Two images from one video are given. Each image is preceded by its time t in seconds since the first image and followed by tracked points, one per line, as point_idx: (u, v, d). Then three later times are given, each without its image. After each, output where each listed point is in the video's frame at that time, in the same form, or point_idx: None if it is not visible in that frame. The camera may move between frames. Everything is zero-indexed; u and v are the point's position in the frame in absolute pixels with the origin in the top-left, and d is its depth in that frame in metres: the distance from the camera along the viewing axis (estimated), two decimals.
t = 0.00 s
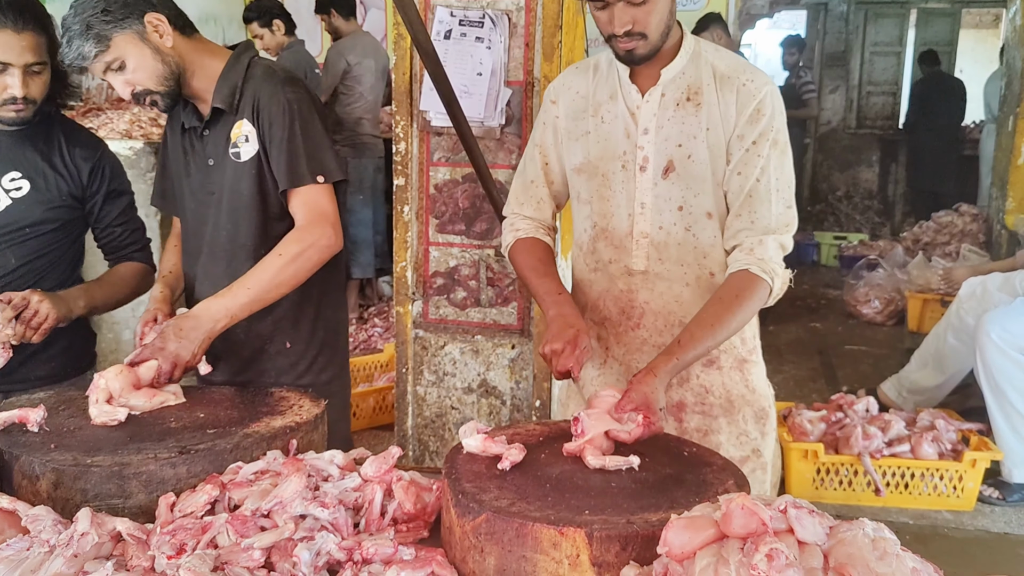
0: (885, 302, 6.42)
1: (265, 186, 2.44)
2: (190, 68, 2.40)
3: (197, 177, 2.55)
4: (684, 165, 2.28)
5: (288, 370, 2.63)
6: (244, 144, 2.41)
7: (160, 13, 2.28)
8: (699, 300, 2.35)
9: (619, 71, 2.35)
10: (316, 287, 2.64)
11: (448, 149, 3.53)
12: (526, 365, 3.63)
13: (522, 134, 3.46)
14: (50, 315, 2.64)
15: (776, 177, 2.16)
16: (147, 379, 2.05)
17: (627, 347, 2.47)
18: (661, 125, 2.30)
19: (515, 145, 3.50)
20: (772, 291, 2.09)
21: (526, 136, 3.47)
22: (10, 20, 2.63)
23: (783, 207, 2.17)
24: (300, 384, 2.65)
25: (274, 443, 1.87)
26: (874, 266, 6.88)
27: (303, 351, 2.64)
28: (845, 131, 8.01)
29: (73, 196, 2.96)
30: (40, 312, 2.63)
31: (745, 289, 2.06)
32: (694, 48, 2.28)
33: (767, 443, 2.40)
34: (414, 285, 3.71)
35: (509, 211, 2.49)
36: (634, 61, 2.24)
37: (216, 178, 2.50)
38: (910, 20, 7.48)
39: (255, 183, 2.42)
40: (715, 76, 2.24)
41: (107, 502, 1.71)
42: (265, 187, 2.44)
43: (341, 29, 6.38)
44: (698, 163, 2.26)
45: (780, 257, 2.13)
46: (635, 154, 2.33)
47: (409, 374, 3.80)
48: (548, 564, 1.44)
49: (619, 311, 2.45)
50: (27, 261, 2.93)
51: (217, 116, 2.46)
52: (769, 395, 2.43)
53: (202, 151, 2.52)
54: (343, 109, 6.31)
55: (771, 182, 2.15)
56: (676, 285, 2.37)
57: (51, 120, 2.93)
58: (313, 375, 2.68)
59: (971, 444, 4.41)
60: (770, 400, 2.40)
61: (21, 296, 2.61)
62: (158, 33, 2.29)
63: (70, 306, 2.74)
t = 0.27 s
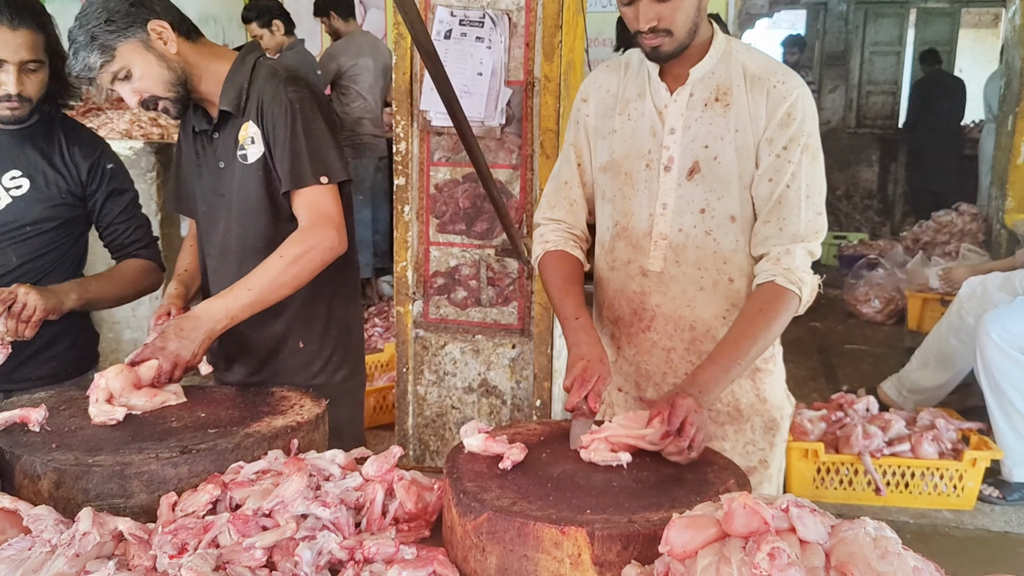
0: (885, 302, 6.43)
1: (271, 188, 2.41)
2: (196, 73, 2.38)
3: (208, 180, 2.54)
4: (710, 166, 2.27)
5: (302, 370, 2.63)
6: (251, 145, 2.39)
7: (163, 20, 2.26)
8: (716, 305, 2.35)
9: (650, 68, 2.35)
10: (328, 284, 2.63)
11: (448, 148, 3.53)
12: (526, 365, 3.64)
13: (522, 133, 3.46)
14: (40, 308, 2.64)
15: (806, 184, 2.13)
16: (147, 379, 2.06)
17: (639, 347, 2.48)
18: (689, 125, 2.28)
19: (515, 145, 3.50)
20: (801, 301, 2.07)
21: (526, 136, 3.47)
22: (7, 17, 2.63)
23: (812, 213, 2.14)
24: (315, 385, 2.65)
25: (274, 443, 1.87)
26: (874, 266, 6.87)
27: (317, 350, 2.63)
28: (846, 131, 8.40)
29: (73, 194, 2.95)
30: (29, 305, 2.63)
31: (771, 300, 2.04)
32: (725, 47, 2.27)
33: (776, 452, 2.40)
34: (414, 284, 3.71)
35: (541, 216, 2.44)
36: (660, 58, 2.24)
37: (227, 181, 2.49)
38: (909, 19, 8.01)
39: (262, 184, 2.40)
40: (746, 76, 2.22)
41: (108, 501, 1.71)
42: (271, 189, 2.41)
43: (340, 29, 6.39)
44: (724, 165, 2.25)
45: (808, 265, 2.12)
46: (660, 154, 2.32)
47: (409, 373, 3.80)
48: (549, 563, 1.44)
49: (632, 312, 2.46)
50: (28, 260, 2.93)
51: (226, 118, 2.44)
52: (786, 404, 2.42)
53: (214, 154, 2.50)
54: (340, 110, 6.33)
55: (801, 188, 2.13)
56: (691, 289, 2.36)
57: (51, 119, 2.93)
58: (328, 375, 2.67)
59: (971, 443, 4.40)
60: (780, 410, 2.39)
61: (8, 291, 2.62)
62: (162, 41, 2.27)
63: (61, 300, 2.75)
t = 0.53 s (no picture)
0: (884, 302, 6.42)
1: (281, 192, 2.42)
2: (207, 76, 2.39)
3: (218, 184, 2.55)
4: (716, 168, 2.26)
5: (313, 373, 2.62)
6: (261, 150, 2.39)
7: (173, 24, 2.26)
8: (719, 307, 2.34)
9: (659, 70, 2.36)
10: (339, 290, 2.64)
11: (448, 149, 3.53)
12: (526, 365, 3.64)
13: (522, 134, 3.47)
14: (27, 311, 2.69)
15: (813, 185, 2.11)
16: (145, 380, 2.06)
17: (642, 348, 2.49)
18: (696, 127, 2.28)
19: (515, 145, 3.50)
20: (804, 305, 2.06)
21: (526, 136, 3.47)
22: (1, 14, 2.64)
23: (822, 215, 2.12)
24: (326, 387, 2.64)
25: (274, 444, 1.87)
26: (874, 266, 6.89)
27: (328, 353, 2.63)
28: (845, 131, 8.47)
29: (71, 194, 2.95)
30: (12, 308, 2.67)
31: (772, 297, 2.04)
32: (736, 48, 2.26)
33: (779, 457, 2.39)
34: (414, 285, 3.71)
35: (558, 216, 2.53)
36: (673, 60, 2.24)
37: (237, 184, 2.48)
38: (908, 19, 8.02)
39: (271, 189, 2.41)
40: (756, 77, 2.21)
41: (108, 503, 1.71)
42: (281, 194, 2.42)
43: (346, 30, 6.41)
44: (730, 167, 2.24)
45: (815, 267, 2.10)
46: (668, 155, 2.33)
47: (408, 374, 3.80)
48: (549, 564, 1.44)
49: (636, 313, 2.46)
50: (26, 260, 2.93)
51: (237, 122, 2.44)
52: (792, 408, 2.40)
53: (225, 156, 2.50)
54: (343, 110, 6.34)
55: (808, 189, 2.11)
56: (694, 291, 2.36)
57: (50, 119, 2.92)
58: (338, 379, 2.67)
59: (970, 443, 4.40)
60: (784, 414, 2.38)
61: None
62: (173, 45, 2.27)
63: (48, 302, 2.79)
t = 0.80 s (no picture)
0: (884, 302, 6.43)
1: (292, 195, 2.44)
2: (231, 69, 2.44)
3: (231, 180, 2.58)
4: (702, 167, 2.27)
5: (314, 377, 2.62)
6: (275, 150, 2.42)
7: (201, 12, 2.31)
8: (704, 304, 2.35)
9: (642, 69, 2.35)
10: (342, 298, 2.65)
11: (447, 149, 3.53)
12: (526, 366, 3.64)
13: (521, 134, 3.46)
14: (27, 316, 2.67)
15: (800, 183, 2.12)
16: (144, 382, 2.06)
17: (630, 348, 2.48)
18: (681, 126, 2.28)
19: (515, 145, 3.50)
20: (796, 302, 2.04)
21: (525, 137, 3.47)
22: (4, 16, 2.65)
23: (807, 212, 2.12)
24: (326, 393, 2.64)
25: (273, 445, 1.87)
26: (873, 266, 6.90)
27: (327, 358, 2.62)
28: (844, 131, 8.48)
29: (70, 195, 2.94)
30: (13, 312, 2.64)
31: (761, 303, 2.04)
32: (718, 48, 2.26)
33: (762, 452, 2.41)
34: (414, 285, 3.71)
35: (533, 214, 2.46)
36: (658, 63, 2.23)
37: (247, 180, 2.52)
38: (906, 20, 7.98)
39: (282, 190, 2.43)
40: (739, 77, 2.22)
41: (107, 504, 1.71)
42: (291, 194, 2.44)
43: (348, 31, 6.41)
44: (716, 166, 2.25)
45: (802, 264, 2.10)
46: (653, 154, 2.32)
47: (408, 375, 3.80)
48: (549, 566, 1.44)
49: (621, 312, 2.47)
50: (25, 261, 2.93)
51: (255, 118, 2.49)
52: (776, 403, 2.42)
53: (238, 152, 2.54)
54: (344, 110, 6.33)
55: (794, 187, 2.12)
56: (680, 289, 2.36)
57: (48, 121, 2.92)
58: (339, 385, 2.67)
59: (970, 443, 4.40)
60: (768, 411, 2.39)
61: None
62: (199, 33, 2.31)
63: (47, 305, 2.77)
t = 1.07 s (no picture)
0: (885, 302, 6.42)
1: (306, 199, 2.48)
2: (251, 67, 2.46)
3: (246, 180, 2.60)
4: (695, 169, 2.28)
5: (317, 379, 2.63)
6: (290, 152, 2.45)
7: (223, 10, 2.33)
8: (695, 304, 2.36)
9: (629, 72, 2.34)
10: (351, 302, 2.65)
11: (448, 149, 3.53)
12: (526, 366, 3.64)
13: (522, 134, 3.46)
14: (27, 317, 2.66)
15: (791, 182, 2.17)
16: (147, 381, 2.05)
17: (631, 350, 2.45)
18: (672, 128, 2.29)
19: (515, 145, 3.50)
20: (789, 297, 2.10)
21: (526, 137, 3.47)
22: None
23: (795, 210, 2.17)
24: (328, 395, 2.64)
25: (275, 445, 1.87)
26: (873, 266, 6.90)
27: (333, 360, 2.63)
28: (845, 131, 8.37)
29: (71, 196, 2.94)
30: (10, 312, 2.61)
31: (756, 300, 2.06)
32: (704, 51, 2.28)
33: (760, 446, 2.42)
34: (415, 285, 3.71)
35: (520, 223, 2.40)
36: (651, 66, 2.24)
37: (262, 180, 2.55)
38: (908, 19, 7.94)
39: (297, 192, 2.46)
40: (726, 79, 2.25)
41: (108, 504, 1.71)
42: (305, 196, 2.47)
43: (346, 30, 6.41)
44: (709, 167, 2.26)
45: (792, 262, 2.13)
46: (644, 157, 2.32)
47: (408, 375, 3.79)
48: (550, 565, 1.44)
49: (614, 314, 2.44)
50: (27, 262, 2.94)
51: (271, 119, 2.51)
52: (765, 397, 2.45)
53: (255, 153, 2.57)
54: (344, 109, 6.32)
55: (783, 185, 2.16)
56: (672, 289, 2.36)
57: (50, 122, 2.93)
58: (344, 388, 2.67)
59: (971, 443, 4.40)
60: (761, 404, 2.41)
61: None
62: (220, 30, 2.33)
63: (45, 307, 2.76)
